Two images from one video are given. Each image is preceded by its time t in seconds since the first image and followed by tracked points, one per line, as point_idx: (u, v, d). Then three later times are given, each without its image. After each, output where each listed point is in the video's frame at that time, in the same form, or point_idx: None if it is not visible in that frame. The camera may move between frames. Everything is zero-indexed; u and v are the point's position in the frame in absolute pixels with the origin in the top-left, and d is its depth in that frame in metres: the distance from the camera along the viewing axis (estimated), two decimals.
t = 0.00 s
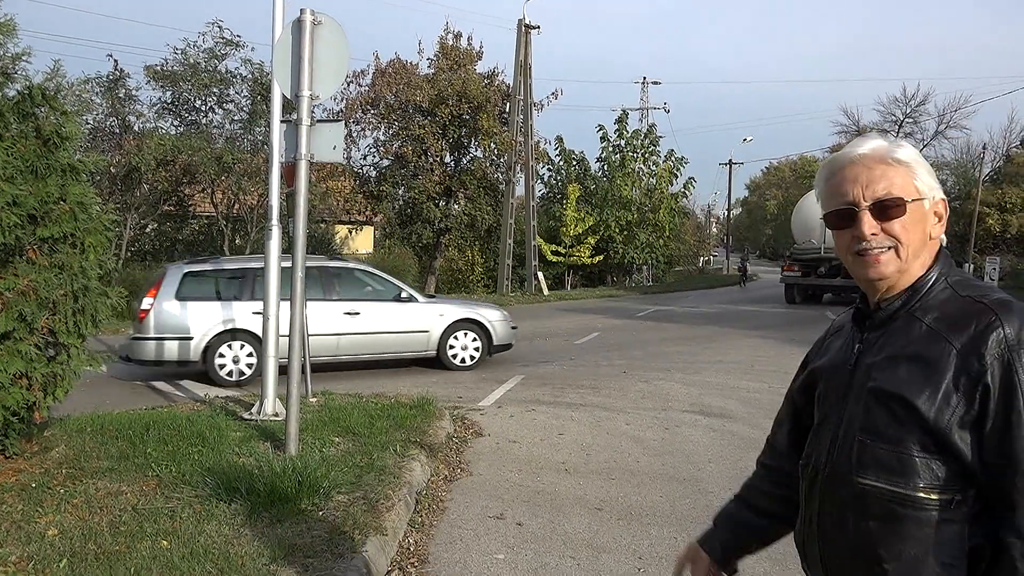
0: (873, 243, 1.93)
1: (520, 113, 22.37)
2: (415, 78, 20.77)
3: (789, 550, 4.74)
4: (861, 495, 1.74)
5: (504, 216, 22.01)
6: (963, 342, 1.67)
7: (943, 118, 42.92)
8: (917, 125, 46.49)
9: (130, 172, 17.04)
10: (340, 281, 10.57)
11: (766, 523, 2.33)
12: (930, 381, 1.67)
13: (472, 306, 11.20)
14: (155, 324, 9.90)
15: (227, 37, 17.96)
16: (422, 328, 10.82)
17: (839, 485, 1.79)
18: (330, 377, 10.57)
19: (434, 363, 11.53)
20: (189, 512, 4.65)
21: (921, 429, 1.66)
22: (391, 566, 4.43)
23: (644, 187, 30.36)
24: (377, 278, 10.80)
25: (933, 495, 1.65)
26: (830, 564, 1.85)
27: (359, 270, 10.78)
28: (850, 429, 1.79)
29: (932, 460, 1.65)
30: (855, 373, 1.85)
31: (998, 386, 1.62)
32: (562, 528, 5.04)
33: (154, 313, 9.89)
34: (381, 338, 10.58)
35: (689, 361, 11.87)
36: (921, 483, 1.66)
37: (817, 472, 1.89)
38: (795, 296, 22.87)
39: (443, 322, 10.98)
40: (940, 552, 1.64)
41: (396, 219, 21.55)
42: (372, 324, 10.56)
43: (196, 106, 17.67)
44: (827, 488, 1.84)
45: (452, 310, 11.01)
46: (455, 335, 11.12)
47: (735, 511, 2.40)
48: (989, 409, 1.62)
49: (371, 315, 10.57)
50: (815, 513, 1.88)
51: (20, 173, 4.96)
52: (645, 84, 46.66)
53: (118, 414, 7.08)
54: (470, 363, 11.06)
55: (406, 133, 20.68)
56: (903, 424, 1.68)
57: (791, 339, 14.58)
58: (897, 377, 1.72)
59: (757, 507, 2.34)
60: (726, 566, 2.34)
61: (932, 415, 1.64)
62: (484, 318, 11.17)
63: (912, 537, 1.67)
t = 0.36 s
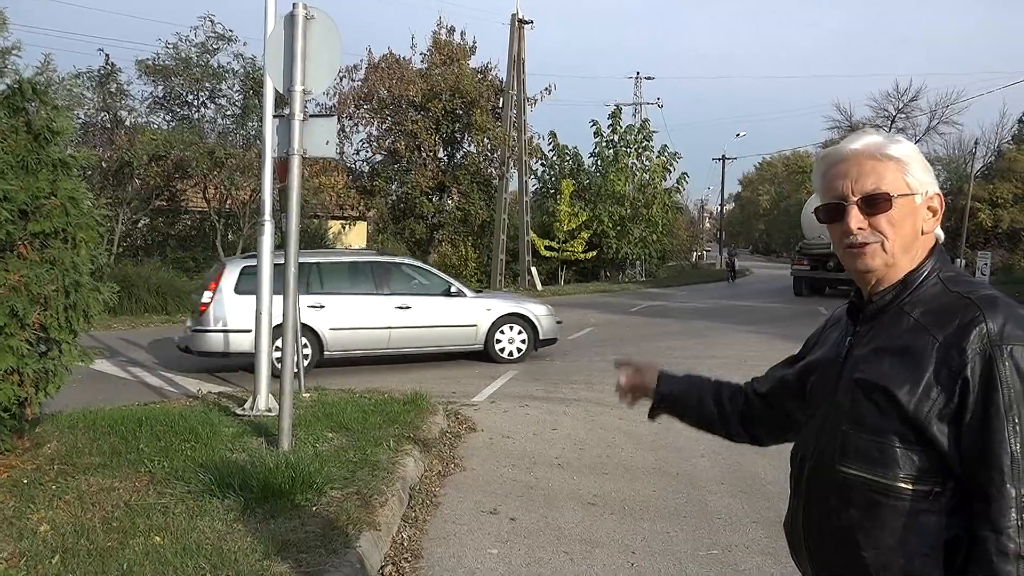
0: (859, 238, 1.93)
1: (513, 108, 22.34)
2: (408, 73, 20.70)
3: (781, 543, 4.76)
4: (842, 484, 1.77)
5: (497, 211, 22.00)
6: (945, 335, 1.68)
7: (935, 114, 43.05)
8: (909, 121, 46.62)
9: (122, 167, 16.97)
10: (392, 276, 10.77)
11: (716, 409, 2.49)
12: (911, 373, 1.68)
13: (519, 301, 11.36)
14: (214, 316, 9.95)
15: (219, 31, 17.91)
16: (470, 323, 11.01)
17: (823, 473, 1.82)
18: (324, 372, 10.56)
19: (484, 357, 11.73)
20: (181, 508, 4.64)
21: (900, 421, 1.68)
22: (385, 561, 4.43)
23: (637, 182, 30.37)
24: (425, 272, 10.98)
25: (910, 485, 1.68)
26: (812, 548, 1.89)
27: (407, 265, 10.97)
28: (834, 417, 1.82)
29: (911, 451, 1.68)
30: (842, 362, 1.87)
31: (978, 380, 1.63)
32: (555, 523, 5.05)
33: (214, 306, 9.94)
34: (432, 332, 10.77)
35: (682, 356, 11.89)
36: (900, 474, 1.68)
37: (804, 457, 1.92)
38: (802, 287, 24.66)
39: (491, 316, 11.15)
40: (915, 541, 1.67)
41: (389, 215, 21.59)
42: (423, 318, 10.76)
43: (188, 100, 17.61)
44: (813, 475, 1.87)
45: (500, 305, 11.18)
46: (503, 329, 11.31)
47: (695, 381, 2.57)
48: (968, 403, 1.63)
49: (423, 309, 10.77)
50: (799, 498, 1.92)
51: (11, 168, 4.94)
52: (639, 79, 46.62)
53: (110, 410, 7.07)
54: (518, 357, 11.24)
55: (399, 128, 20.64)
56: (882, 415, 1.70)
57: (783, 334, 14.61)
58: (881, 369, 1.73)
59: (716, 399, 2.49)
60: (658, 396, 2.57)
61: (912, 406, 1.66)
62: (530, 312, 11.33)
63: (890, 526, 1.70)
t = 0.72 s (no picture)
0: (874, 232, 1.93)
1: (505, 103, 22.29)
2: (399, 68, 20.63)
3: (772, 537, 4.79)
4: (839, 480, 1.81)
5: (489, 206, 21.97)
6: (951, 340, 1.69)
7: (925, 109, 43.19)
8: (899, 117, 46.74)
9: (111, 162, 16.85)
10: (426, 271, 10.89)
11: (724, 364, 2.50)
12: (913, 377, 1.70)
13: (550, 295, 11.48)
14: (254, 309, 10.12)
15: (208, 25, 17.80)
16: (502, 317, 11.14)
17: (822, 467, 1.87)
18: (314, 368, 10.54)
19: (515, 351, 11.86)
20: (172, 504, 4.62)
21: (900, 424, 1.70)
22: (377, 556, 4.42)
23: (628, 177, 30.37)
24: (456, 267, 11.10)
25: (905, 488, 1.71)
26: (806, 539, 1.94)
27: (438, 260, 11.08)
28: (835, 413, 1.86)
29: (908, 454, 1.71)
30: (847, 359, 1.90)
31: (980, 390, 1.64)
32: (546, 518, 5.06)
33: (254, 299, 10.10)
34: (464, 326, 10.92)
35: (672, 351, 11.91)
36: (896, 477, 1.71)
37: (805, 449, 1.96)
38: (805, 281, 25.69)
39: (522, 311, 11.29)
40: (906, 543, 1.71)
41: (380, 210, 21.55)
42: (457, 312, 10.91)
43: (178, 95, 17.53)
44: (811, 468, 1.91)
45: (531, 299, 11.30)
46: (535, 323, 11.45)
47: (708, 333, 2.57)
48: (969, 412, 1.64)
49: (456, 304, 10.92)
50: (798, 488, 1.97)
51: None
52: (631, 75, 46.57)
53: (100, 406, 7.03)
54: (549, 350, 11.37)
55: (390, 123, 20.61)
56: (882, 418, 1.73)
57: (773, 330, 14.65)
58: (884, 370, 1.76)
59: (727, 358, 2.50)
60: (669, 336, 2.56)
61: (912, 410, 1.68)
62: (561, 307, 11.45)
63: (882, 526, 1.74)
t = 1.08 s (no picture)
0: (877, 244, 1.89)
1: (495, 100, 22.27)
2: (389, 64, 20.58)
3: (762, 533, 4.80)
4: (838, 492, 1.79)
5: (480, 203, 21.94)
6: (959, 356, 1.66)
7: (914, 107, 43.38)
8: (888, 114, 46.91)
9: (100, 158, 16.74)
10: (449, 268, 11.03)
11: (703, 372, 2.51)
12: (918, 393, 1.67)
13: (571, 291, 11.64)
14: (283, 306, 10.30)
15: (198, 21, 17.71)
16: (525, 312, 11.29)
17: (819, 477, 1.84)
18: (306, 365, 10.53)
19: (534, 346, 12.01)
20: (162, 503, 4.61)
21: (904, 440, 1.68)
22: (368, 554, 4.42)
23: (619, 174, 30.40)
24: (477, 262, 11.24)
25: (909, 504, 1.69)
26: (800, 548, 1.92)
27: (460, 256, 11.22)
28: (834, 423, 1.83)
29: (912, 469, 1.68)
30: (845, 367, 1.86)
31: (991, 409, 1.62)
32: (537, 515, 5.06)
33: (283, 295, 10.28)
34: (488, 322, 11.08)
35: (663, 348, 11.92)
36: (900, 491, 1.69)
37: (800, 457, 1.94)
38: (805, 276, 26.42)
39: (545, 306, 11.45)
40: (909, 559, 1.69)
41: (371, 207, 21.51)
42: (480, 308, 11.06)
43: (167, 92, 17.45)
44: (807, 475, 1.89)
45: (553, 295, 11.46)
46: (557, 318, 11.59)
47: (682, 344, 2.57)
48: (978, 430, 1.62)
49: (480, 299, 11.07)
50: (793, 495, 1.94)
51: None
52: (621, 72, 46.64)
53: (88, 404, 6.99)
54: (570, 345, 11.54)
55: (381, 120, 20.58)
56: (887, 434, 1.70)
57: (764, 327, 14.69)
58: (887, 384, 1.73)
59: (706, 364, 2.51)
60: (641, 354, 2.58)
61: (918, 427, 1.66)
62: (582, 303, 11.62)
63: (884, 541, 1.71)
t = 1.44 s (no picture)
0: (849, 256, 1.83)
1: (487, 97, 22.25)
2: (380, 61, 20.57)
3: (753, 530, 4.82)
4: (831, 509, 1.74)
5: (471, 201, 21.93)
6: (947, 364, 1.60)
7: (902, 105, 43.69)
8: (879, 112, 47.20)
9: (89, 156, 16.65)
10: (468, 265, 11.16)
11: (691, 409, 2.49)
12: (906, 405, 1.62)
13: (587, 288, 11.76)
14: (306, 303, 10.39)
15: (188, 18, 17.64)
16: (545, 309, 11.40)
17: (812, 492, 1.79)
18: (299, 364, 10.51)
19: (556, 344, 12.14)
20: (152, 502, 4.59)
21: (894, 452, 1.62)
22: (359, 552, 4.42)
23: (610, 172, 30.44)
24: (494, 261, 11.36)
25: (906, 518, 1.63)
26: (796, 563, 1.87)
27: (478, 254, 11.33)
28: (823, 438, 1.78)
29: (904, 483, 1.62)
30: (833, 378, 1.81)
31: (983, 418, 1.55)
32: (529, 512, 5.06)
33: (306, 294, 10.36)
34: (509, 319, 11.20)
35: (653, 345, 11.95)
36: (895, 506, 1.63)
37: (790, 473, 1.89)
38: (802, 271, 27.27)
39: (563, 303, 11.56)
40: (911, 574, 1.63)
41: (362, 205, 21.51)
42: (500, 305, 11.17)
43: (157, 89, 17.38)
44: (799, 493, 1.84)
45: (571, 292, 11.58)
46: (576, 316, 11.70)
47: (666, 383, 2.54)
48: (971, 439, 1.56)
49: (500, 297, 11.18)
50: (788, 509, 1.89)
51: None
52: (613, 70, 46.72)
53: (76, 403, 6.95)
54: (590, 341, 11.66)
55: (372, 118, 20.62)
56: (877, 447, 1.65)
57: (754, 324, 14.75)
58: (875, 396, 1.67)
59: (690, 399, 2.50)
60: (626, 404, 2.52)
61: (909, 439, 1.60)
62: (599, 299, 11.74)
63: (881, 557, 1.66)
